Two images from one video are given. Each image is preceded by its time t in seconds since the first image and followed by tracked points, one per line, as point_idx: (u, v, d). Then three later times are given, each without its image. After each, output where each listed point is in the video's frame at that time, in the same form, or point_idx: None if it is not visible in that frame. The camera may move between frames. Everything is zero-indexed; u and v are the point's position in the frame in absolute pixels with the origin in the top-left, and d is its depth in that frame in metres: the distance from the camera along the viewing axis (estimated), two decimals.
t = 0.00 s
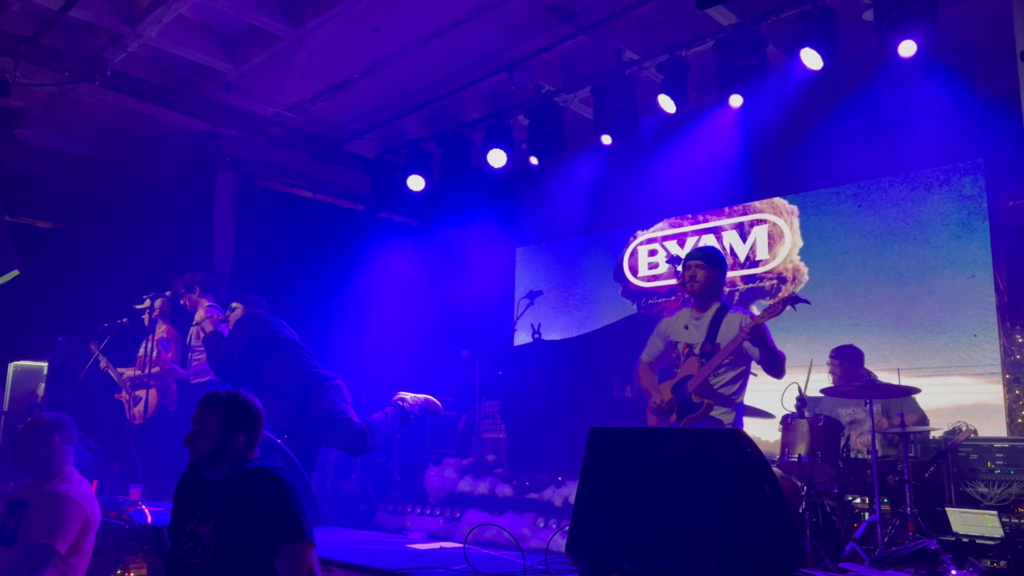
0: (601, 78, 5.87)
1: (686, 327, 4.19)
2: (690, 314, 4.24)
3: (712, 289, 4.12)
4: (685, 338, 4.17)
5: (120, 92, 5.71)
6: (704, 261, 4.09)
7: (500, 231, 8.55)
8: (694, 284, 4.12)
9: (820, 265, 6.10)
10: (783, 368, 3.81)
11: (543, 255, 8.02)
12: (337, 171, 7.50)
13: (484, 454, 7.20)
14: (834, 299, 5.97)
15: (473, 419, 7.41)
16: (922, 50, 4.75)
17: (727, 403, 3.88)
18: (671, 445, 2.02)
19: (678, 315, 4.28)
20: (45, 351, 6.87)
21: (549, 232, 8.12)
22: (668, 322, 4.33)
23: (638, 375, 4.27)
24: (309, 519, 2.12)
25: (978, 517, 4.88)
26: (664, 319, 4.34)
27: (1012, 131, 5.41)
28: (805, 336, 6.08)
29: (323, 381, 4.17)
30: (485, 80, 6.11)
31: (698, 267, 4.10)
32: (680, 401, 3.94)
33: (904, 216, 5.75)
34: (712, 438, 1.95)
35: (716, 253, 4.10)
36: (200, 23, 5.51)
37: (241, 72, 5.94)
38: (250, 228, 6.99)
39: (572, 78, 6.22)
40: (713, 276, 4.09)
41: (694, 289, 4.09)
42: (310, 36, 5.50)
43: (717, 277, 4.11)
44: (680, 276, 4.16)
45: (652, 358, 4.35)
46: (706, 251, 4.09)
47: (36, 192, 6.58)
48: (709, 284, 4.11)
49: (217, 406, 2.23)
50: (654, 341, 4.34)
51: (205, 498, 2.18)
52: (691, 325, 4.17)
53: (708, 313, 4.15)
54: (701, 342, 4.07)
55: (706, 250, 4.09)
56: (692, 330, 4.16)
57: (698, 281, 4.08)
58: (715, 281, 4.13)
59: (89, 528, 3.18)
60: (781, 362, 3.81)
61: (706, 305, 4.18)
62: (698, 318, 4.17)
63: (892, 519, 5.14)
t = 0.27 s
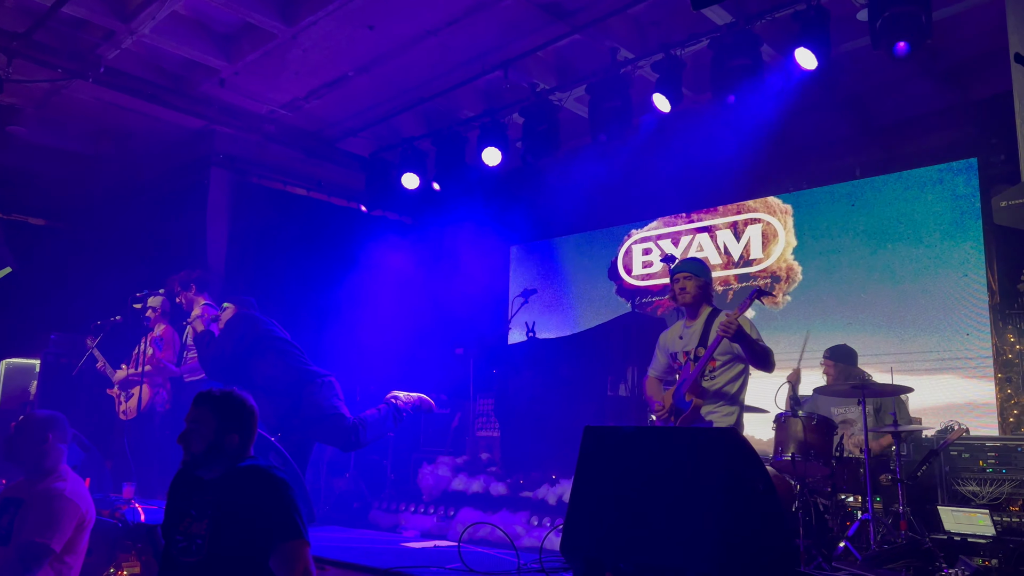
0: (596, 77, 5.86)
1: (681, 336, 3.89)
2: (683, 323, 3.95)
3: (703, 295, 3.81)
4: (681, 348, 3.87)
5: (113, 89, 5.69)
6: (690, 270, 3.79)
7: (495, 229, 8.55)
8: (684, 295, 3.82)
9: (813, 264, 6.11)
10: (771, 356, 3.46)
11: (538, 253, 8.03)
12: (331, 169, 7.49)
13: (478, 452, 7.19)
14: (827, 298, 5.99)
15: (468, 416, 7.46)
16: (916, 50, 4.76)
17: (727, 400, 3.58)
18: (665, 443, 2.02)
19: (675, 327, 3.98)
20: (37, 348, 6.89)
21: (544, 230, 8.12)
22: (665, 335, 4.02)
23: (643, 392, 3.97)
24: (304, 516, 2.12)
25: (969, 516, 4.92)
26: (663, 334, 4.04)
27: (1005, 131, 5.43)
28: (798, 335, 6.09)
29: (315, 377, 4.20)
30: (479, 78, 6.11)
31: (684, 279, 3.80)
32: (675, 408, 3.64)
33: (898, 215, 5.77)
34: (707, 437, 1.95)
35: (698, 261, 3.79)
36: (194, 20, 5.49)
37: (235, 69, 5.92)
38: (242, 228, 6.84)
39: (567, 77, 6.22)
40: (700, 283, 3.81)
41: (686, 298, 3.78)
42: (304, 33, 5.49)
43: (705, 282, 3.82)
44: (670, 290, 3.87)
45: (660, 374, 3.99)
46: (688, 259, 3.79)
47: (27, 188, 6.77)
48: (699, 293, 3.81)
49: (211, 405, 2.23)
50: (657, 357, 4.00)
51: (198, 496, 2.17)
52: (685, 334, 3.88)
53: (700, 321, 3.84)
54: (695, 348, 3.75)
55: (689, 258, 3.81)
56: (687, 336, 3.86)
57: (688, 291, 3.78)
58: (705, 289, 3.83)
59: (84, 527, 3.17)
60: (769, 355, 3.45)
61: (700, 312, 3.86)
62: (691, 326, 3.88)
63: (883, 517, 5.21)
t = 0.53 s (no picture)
0: (591, 74, 5.87)
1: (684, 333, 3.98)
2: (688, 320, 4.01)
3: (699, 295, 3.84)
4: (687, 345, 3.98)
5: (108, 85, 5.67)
6: (682, 275, 3.81)
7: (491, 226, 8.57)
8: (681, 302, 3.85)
9: (807, 262, 6.14)
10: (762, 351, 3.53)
11: (534, 250, 8.05)
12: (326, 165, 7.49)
13: (472, 449, 7.22)
14: (822, 296, 6.02)
15: (462, 413, 7.41)
16: (910, 48, 4.78)
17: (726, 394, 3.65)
18: (658, 439, 2.02)
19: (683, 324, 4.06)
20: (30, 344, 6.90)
21: (540, 227, 8.13)
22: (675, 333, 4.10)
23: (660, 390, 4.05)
24: (300, 514, 2.13)
25: (961, 512, 4.97)
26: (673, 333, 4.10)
27: (998, 130, 5.46)
28: (792, 333, 6.11)
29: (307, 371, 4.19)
30: (475, 75, 6.11)
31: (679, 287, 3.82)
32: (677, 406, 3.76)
33: (892, 214, 5.78)
34: (703, 434, 1.95)
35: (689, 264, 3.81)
36: (189, 15, 5.48)
37: (230, 65, 5.91)
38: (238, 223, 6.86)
39: (563, 74, 6.23)
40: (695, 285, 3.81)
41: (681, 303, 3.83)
42: (300, 29, 5.48)
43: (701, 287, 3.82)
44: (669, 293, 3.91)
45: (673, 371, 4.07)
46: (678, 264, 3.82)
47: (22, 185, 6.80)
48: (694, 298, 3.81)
49: (207, 402, 2.23)
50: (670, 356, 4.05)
51: (194, 493, 2.17)
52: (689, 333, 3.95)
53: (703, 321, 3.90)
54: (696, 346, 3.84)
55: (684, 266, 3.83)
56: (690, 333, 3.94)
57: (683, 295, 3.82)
58: (701, 289, 3.84)
59: (80, 524, 3.16)
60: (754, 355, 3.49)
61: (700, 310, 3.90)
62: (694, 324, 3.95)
63: (876, 514, 5.23)
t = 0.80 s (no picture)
0: (588, 71, 5.87)
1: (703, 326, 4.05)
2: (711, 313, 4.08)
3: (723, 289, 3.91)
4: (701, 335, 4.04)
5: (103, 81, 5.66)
6: (710, 264, 3.90)
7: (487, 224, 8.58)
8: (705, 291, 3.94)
9: (803, 259, 6.15)
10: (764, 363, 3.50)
11: (530, 248, 8.05)
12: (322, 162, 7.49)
13: (468, 446, 7.25)
14: (817, 294, 6.03)
15: (459, 410, 7.42)
16: (906, 46, 4.79)
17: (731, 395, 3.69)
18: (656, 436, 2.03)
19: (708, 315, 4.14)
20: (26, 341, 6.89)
21: (536, 225, 8.13)
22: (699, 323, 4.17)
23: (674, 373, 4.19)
24: (296, 511, 2.12)
25: (956, 509, 4.95)
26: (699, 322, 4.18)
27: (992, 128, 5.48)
28: (788, 331, 6.14)
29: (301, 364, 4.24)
30: (471, 72, 6.11)
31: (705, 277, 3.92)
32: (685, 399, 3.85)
33: (888, 211, 5.80)
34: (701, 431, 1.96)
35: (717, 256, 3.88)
36: (185, 12, 5.46)
37: (226, 62, 5.90)
38: (235, 220, 6.84)
39: (559, 72, 6.23)
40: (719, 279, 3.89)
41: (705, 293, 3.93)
42: (296, 26, 5.47)
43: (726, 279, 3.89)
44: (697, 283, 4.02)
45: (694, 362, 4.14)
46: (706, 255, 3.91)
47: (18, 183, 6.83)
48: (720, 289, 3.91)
49: (202, 400, 2.23)
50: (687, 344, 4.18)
51: (191, 491, 2.17)
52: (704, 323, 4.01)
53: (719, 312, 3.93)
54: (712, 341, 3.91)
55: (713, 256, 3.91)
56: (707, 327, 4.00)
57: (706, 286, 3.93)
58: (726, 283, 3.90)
59: (77, 521, 3.16)
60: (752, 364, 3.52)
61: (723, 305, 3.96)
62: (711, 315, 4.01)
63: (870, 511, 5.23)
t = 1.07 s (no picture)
0: (584, 67, 5.86)
1: (718, 324, 4.23)
2: (721, 311, 4.27)
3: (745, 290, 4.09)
4: (716, 337, 4.22)
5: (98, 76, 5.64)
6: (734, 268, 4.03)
7: (484, 220, 8.58)
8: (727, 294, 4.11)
9: (799, 256, 6.16)
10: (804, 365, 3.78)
11: (527, 244, 8.05)
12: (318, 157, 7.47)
13: (466, 442, 7.29)
14: (814, 289, 6.04)
15: (456, 406, 7.50)
16: (903, 42, 4.78)
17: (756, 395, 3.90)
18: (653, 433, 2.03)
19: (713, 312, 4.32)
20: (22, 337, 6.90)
21: (534, 221, 8.13)
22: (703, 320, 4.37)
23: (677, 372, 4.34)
24: (293, 507, 2.12)
25: (951, 504, 5.00)
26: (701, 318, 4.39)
27: (988, 124, 5.49)
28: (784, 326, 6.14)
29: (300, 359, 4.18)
30: (468, 68, 6.10)
31: (729, 280, 4.07)
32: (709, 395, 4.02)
33: (884, 207, 5.81)
34: (697, 428, 1.96)
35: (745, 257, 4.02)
36: (180, 7, 5.44)
37: (222, 57, 5.89)
38: (230, 215, 6.85)
39: (556, 67, 6.23)
40: (745, 280, 4.05)
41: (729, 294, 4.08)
42: (292, 21, 5.46)
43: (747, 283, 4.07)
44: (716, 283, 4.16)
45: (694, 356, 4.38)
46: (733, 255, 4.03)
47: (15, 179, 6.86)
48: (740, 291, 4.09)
49: (199, 396, 2.23)
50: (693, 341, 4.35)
51: (187, 487, 2.18)
52: (721, 324, 4.21)
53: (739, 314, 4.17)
54: (734, 339, 4.13)
55: (735, 257, 4.02)
56: (727, 326, 4.18)
57: (734, 286, 4.07)
58: (749, 285, 4.09)
59: (74, 517, 3.16)
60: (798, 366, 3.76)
61: (742, 305, 4.17)
62: (726, 317, 4.22)
63: (866, 506, 5.19)
